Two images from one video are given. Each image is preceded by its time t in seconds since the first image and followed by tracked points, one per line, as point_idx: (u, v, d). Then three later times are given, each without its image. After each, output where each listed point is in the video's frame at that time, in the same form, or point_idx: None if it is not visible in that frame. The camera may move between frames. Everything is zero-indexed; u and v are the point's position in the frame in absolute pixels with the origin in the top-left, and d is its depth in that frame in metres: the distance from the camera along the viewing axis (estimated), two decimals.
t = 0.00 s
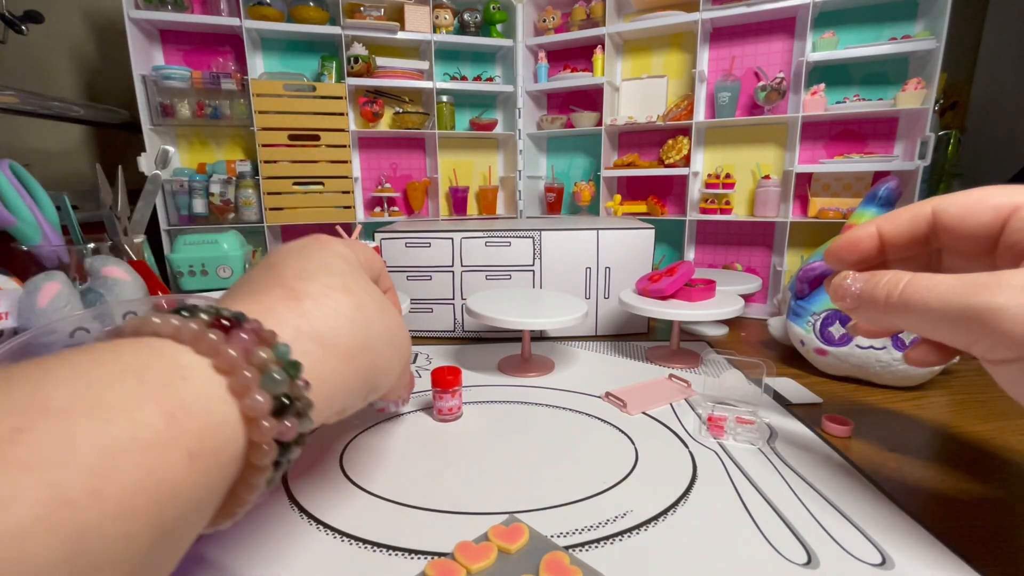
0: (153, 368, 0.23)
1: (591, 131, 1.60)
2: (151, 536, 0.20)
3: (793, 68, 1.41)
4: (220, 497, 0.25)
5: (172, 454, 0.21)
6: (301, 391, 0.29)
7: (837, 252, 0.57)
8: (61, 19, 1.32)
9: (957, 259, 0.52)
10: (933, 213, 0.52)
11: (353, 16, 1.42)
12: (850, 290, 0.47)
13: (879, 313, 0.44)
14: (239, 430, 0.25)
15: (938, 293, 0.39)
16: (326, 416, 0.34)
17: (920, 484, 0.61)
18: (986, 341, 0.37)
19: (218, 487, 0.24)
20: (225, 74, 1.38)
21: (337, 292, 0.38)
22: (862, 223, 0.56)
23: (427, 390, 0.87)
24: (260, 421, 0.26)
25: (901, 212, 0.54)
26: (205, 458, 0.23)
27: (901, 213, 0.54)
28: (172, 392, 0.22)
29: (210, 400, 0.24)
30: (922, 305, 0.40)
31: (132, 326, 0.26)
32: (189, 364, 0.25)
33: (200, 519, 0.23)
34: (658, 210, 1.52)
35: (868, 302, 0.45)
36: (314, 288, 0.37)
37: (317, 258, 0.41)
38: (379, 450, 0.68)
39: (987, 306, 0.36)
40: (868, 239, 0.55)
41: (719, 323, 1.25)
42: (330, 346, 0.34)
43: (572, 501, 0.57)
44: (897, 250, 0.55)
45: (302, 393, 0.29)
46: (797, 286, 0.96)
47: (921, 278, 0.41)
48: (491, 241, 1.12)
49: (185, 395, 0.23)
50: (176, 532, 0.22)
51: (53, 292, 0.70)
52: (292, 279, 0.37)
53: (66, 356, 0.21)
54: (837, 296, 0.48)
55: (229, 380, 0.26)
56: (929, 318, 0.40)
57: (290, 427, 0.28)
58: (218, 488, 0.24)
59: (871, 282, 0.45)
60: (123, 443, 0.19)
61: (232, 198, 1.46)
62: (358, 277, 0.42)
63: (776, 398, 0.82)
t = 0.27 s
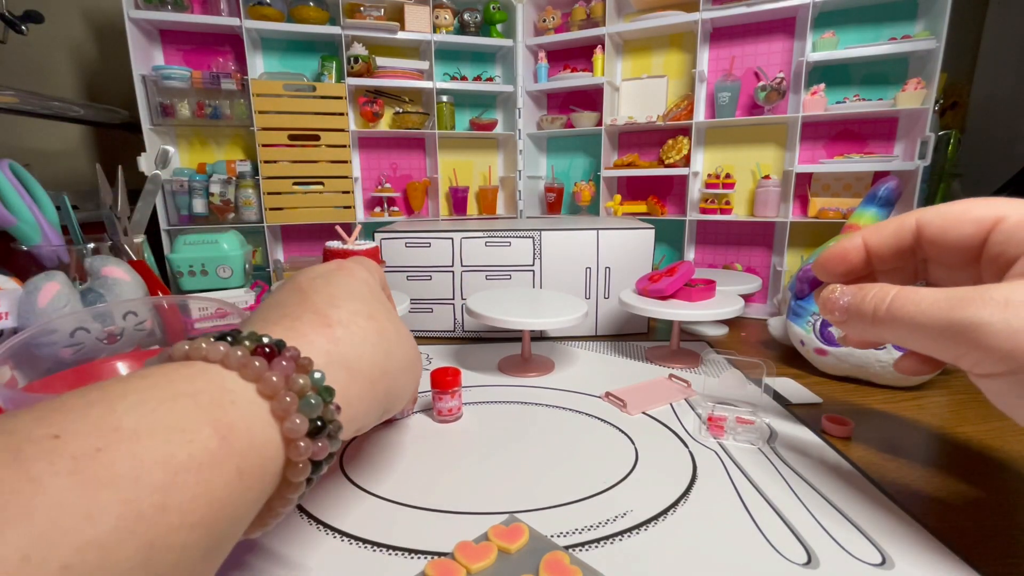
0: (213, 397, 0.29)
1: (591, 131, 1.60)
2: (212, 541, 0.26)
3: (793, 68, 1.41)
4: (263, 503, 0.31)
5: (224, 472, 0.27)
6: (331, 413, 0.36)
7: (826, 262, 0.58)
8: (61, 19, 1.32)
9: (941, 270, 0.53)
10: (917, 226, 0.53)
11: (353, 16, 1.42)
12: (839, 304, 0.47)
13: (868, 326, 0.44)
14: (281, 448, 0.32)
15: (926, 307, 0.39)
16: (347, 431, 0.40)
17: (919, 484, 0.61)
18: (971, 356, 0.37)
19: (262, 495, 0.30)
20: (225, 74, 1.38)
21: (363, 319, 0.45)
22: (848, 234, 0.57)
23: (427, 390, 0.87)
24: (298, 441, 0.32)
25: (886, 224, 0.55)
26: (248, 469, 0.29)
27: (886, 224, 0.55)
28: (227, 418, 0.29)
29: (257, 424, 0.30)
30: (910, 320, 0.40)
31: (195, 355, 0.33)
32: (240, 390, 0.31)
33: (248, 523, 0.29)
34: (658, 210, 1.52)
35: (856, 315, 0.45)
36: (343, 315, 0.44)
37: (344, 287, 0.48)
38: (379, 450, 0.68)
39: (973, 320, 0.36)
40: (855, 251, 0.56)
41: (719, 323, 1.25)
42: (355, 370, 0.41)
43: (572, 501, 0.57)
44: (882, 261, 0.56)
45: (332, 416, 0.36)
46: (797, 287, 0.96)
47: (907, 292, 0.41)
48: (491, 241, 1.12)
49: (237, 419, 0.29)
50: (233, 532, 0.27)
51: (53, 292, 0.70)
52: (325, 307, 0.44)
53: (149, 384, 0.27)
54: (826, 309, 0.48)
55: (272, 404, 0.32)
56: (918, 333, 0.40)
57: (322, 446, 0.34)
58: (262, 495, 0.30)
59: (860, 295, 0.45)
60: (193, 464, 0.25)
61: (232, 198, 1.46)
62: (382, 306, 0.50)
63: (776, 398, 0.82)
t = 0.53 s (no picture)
0: (231, 398, 0.31)
1: (591, 131, 1.60)
2: (236, 531, 0.28)
3: (793, 68, 1.41)
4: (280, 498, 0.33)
5: (246, 467, 0.28)
6: (343, 411, 0.37)
7: (826, 268, 0.59)
8: (61, 19, 1.32)
9: (942, 274, 0.53)
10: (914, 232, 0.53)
11: (353, 16, 1.42)
12: (841, 310, 0.48)
13: (869, 332, 0.45)
14: (297, 445, 0.34)
15: (924, 315, 0.39)
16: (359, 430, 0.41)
17: (919, 484, 0.61)
18: (970, 363, 0.37)
19: (279, 490, 0.32)
20: (225, 74, 1.37)
21: (370, 323, 0.46)
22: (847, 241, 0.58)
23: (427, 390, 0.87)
24: (312, 437, 0.34)
25: (883, 230, 0.55)
26: (268, 467, 0.30)
27: (883, 231, 0.55)
28: (246, 417, 0.30)
29: (272, 423, 0.32)
30: (908, 327, 0.41)
31: (214, 360, 0.34)
32: (256, 392, 0.33)
33: (267, 516, 0.31)
34: (658, 210, 1.52)
35: (857, 322, 0.46)
36: (351, 320, 0.45)
37: (352, 293, 0.49)
38: (379, 450, 0.68)
39: (970, 327, 0.36)
40: (855, 257, 0.57)
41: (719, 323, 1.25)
42: (365, 373, 0.42)
43: (572, 501, 0.57)
44: (882, 267, 0.56)
45: (344, 415, 0.37)
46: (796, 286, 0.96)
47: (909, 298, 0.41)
48: (491, 241, 1.12)
49: (255, 418, 0.31)
50: (254, 524, 0.29)
51: (53, 292, 0.70)
52: (333, 313, 0.45)
53: (175, 388, 0.29)
54: (828, 316, 0.49)
55: (287, 403, 0.34)
56: (916, 340, 0.40)
57: (336, 442, 0.36)
58: (280, 490, 0.32)
59: (861, 301, 0.46)
60: (216, 458, 0.27)
61: (232, 198, 1.46)
62: (389, 312, 0.51)
63: (776, 399, 0.82)
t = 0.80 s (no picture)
0: (222, 384, 0.32)
1: (591, 131, 1.60)
2: (229, 512, 0.28)
3: (793, 68, 1.41)
4: (276, 483, 0.33)
5: (235, 451, 0.29)
6: (335, 396, 0.37)
7: (855, 263, 0.56)
8: (61, 19, 1.32)
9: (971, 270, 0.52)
10: (949, 226, 0.52)
11: (353, 16, 1.42)
12: (869, 299, 0.46)
13: (895, 320, 0.44)
14: (289, 428, 0.34)
15: (954, 302, 0.39)
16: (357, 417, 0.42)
17: (919, 484, 0.61)
18: (994, 348, 0.38)
19: (273, 475, 0.32)
20: (225, 74, 1.37)
21: (365, 315, 0.47)
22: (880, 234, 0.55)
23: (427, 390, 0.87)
24: (304, 420, 0.34)
25: (917, 223, 0.53)
26: (258, 450, 0.31)
27: (917, 224, 0.53)
28: (236, 402, 0.31)
29: (263, 408, 0.33)
30: (937, 315, 0.40)
31: (205, 352, 0.35)
32: (247, 377, 0.34)
33: (261, 500, 0.31)
34: (658, 210, 1.52)
35: (885, 311, 0.45)
36: (345, 312, 0.46)
37: (347, 287, 0.50)
38: (378, 450, 0.68)
39: (999, 314, 0.37)
40: (887, 250, 0.54)
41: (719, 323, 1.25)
42: (359, 361, 0.43)
43: (572, 501, 0.57)
44: (914, 261, 0.55)
45: (336, 398, 0.37)
46: (797, 286, 0.96)
47: (933, 288, 0.41)
48: (491, 241, 1.12)
49: (245, 403, 0.32)
50: (247, 507, 0.30)
51: (53, 292, 0.70)
52: (328, 305, 0.46)
53: (165, 378, 0.30)
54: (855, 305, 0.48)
55: (277, 388, 0.34)
56: (946, 328, 0.40)
57: (329, 426, 0.36)
58: (274, 474, 0.32)
59: (889, 290, 0.45)
60: (207, 442, 0.28)
61: (233, 198, 1.46)
62: (385, 304, 0.52)
63: (776, 398, 0.83)
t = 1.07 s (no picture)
0: (217, 377, 0.32)
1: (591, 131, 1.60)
2: (223, 505, 0.28)
3: (793, 68, 1.41)
4: (271, 477, 0.33)
5: (230, 443, 0.29)
6: (332, 390, 0.37)
7: (878, 252, 0.56)
8: (61, 19, 1.32)
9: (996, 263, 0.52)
10: (977, 217, 0.51)
11: (353, 16, 1.42)
12: (893, 287, 0.46)
13: (919, 309, 0.44)
14: (284, 421, 0.34)
15: (978, 289, 0.39)
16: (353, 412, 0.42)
17: (920, 483, 0.61)
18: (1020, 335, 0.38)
19: (268, 468, 0.32)
20: (225, 74, 1.37)
21: (364, 309, 0.47)
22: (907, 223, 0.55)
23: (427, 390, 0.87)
24: (300, 414, 0.34)
25: (945, 214, 0.53)
26: (253, 444, 0.31)
27: (945, 215, 0.53)
28: (231, 395, 0.31)
29: (258, 401, 0.33)
30: (961, 303, 0.40)
31: (202, 345, 0.35)
32: (242, 370, 0.34)
33: (257, 493, 0.32)
34: (658, 210, 1.52)
35: (908, 299, 0.44)
36: (345, 307, 0.46)
37: (347, 281, 0.50)
38: (378, 450, 0.68)
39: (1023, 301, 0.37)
40: (912, 240, 0.54)
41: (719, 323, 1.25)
42: (357, 355, 0.43)
43: (572, 501, 0.57)
44: (939, 253, 0.55)
45: (332, 393, 0.37)
46: (797, 286, 0.96)
47: (957, 277, 0.41)
48: (491, 241, 1.12)
49: (241, 395, 0.32)
50: (242, 500, 0.30)
51: (53, 292, 0.70)
52: (328, 299, 0.46)
53: (161, 369, 0.30)
54: (879, 293, 0.47)
55: (273, 380, 0.34)
56: (970, 316, 0.40)
57: (325, 420, 0.36)
58: (270, 469, 0.32)
59: (913, 279, 0.45)
60: (201, 435, 0.28)
61: (233, 198, 1.46)
62: (385, 299, 0.52)
63: (776, 398, 0.82)
